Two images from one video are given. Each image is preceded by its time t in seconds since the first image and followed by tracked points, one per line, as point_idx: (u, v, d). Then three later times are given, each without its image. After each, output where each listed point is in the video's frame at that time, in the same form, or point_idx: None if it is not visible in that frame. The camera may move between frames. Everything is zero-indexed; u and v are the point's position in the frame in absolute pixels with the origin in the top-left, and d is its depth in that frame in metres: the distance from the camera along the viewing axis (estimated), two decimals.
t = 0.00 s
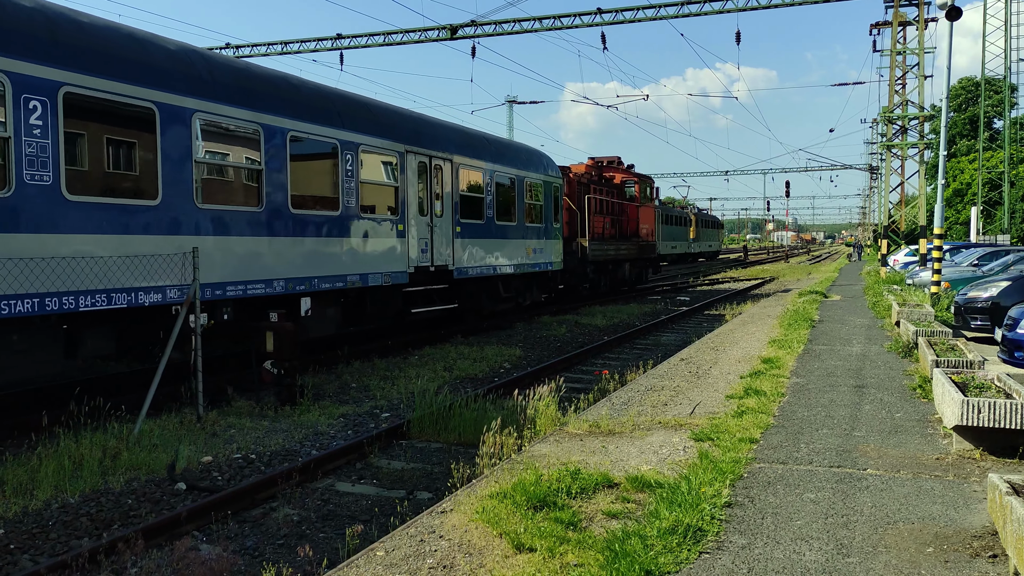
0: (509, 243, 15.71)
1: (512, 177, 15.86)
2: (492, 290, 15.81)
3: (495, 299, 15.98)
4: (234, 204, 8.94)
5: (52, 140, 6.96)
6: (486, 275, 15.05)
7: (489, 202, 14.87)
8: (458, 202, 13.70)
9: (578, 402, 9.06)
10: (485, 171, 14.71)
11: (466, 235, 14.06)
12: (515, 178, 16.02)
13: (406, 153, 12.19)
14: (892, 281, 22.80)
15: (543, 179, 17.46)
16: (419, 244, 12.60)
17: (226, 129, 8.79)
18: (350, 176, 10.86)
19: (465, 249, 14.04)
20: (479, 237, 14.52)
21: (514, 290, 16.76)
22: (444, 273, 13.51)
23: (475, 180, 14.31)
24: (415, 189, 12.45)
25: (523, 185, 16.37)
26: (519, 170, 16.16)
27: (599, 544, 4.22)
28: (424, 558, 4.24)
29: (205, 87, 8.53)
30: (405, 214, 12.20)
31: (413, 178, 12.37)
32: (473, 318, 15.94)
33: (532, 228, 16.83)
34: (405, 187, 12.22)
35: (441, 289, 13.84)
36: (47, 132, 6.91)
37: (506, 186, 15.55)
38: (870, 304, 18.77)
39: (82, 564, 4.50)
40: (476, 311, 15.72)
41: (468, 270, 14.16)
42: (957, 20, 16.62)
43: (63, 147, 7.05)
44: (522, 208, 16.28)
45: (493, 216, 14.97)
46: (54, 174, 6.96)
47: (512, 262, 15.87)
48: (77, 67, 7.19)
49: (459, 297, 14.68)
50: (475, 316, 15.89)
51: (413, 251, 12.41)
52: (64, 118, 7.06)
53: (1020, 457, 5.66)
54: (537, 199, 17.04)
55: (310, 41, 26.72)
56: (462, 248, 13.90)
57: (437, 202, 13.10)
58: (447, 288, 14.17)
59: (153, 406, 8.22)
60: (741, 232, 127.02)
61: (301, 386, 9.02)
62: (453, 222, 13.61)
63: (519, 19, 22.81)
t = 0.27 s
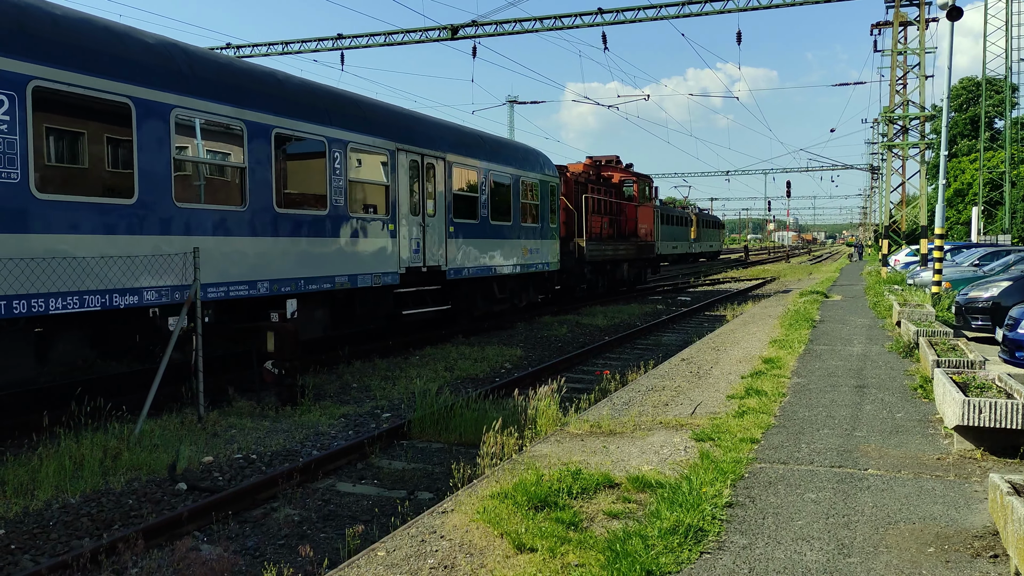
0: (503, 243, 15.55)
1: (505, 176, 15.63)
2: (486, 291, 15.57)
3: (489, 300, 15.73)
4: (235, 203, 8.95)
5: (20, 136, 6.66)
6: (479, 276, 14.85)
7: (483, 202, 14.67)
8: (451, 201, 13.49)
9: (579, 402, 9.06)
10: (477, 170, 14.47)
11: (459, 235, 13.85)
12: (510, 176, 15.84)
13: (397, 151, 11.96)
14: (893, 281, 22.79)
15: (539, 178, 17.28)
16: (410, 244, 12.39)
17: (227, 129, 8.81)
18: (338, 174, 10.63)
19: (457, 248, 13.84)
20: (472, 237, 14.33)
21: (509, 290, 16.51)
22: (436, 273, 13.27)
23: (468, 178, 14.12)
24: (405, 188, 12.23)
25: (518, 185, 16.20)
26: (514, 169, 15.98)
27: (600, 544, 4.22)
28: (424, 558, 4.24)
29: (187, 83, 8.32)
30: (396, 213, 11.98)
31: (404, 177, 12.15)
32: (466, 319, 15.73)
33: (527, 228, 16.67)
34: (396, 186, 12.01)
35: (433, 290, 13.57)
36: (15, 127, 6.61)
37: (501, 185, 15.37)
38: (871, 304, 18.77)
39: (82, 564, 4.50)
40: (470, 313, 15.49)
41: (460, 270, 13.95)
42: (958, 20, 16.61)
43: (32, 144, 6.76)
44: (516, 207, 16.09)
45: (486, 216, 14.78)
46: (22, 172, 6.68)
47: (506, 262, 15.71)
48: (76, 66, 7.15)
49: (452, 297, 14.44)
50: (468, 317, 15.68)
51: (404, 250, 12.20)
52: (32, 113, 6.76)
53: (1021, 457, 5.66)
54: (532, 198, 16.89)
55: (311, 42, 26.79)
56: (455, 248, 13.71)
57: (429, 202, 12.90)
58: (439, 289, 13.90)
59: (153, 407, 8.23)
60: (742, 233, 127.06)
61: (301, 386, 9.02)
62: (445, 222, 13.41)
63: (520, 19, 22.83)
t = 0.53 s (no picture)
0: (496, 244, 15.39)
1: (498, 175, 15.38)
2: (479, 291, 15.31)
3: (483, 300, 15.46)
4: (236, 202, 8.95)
5: None
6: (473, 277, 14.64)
7: (476, 201, 14.46)
8: (442, 201, 13.26)
9: (579, 402, 9.06)
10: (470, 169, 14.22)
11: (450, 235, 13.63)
12: (504, 176, 15.63)
13: (386, 150, 11.70)
14: (893, 281, 22.81)
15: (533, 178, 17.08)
16: (401, 245, 12.16)
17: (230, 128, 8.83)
18: (325, 173, 10.39)
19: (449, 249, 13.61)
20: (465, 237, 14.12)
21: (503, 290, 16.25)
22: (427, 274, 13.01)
23: (461, 178, 13.90)
24: (395, 187, 11.98)
25: (511, 185, 16.00)
26: (508, 168, 15.77)
27: (600, 544, 4.22)
28: (424, 559, 4.24)
29: (172, 79, 8.13)
30: (386, 212, 11.75)
31: (394, 176, 11.92)
32: (460, 322, 15.53)
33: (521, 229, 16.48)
34: (386, 185, 11.78)
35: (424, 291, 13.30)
36: None
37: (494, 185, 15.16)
38: (870, 304, 18.78)
39: (82, 565, 4.50)
40: (464, 315, 15.24)
41: (452, 271, 13.73)
42: (958, 20, 16.62)
43: None
44: (510, 207, 15.89)
45: (479, 215, 14.54)
46: None
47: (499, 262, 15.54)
48: (74, 66, 7.14)
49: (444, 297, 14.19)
50: (462, 319, 15.48)
51: (394, 251, 11.96)
52: None
53: (1021, 457, 5.66)
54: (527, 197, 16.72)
55: (311, 42, 26.82)
56: (447, 248, 13.47)
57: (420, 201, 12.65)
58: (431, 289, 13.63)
59: (153, 407, 8.22)
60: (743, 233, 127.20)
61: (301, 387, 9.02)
62: (436, 221, 13.16)
63: (520, 20, 22.82)
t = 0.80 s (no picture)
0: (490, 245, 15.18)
1: (492, 174, 15.18)
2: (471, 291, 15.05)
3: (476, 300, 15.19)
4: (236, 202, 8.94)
5: None
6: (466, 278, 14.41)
7: (470, 201, 14.23)
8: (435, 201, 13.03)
9: (579, 403, 9.06)
10: (462, 168, 14.01)
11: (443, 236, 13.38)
12: (498, 175, 15.44)
13: (375, 149, 11.46)
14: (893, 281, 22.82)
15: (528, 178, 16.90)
16: (391, 245, 11.93)
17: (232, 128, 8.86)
18: (312, 172, 10.15)
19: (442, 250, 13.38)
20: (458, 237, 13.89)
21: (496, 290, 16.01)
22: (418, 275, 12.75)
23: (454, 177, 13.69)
24: (385, 185, 11.74)
25: (506, 185, 15.81)
26: (502, 168, 15.58)
27: (600, 545, 4.22)
28: (424, 560, 4.23)
29: (160, 79, 8.00)
30: (376, 212, 11.51)
31: (384, 174, 11.68)
32: (452, 324, 15.37)
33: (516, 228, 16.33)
34: (376, 184, 11.54)
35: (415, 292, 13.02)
36: None
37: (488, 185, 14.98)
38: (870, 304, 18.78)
39: (81, 566, 4.50)
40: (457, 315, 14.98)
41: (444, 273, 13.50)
42: (958, 21, 16.63)
43: None
44: (505, 207, 15.68)
45: (472, 215, 14.33)
46: None
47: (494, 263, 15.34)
48: (73, 67, 7.13)
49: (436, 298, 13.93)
50: (454, 321, 15.31)
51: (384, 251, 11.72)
52: None
53: (1021, 458, 5.66)
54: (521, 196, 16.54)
55: (311, 43, 26.88)
56: (439, 248, 13.24)
57: (411, 201, 12.42)
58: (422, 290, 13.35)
59: (153, 408, 8.22)
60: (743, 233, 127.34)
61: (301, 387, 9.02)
62: (428, 221, 12.93)
63: (520, 20, 22.83)
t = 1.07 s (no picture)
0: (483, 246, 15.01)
1: (486, 173, 15.10)
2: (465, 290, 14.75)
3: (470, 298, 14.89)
4: (235, 202, 8.95)
5: None
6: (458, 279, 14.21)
7: (462, 202, 14.05)
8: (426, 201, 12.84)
9: (579, 403, 9.07)
10: (455, 167, 13.86)
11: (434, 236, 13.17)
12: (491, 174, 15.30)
13: (364, 147, 11.26)
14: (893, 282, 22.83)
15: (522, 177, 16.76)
16: (381, 245, 11.73)
17: (233, 128, 8.88)
18: (297, 171, 9.92)
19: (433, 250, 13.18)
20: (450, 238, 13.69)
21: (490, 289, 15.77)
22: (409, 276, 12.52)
23: (445, 176, 13.52)
24: (374, 184, 11.53)
25: (500, 184, 15.66)
26: (496, 166, 15.45)
27: (600, 545, 4.23)
28: (424, 560, 4.23)
29: (157, 78, 7.97)
30: (365, 212, 11.30)
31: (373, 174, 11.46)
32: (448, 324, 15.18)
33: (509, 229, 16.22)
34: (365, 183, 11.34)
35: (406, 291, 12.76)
36: None
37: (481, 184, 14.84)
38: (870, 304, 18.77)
39: (81, 566, 4.49)
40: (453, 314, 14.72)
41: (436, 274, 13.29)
42: (957, 21, 16.63)
43: None
44: (497, 207, 15.51)
45: (465, 215, 14.16)
46: None
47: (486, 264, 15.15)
48: (75, 67, 7.16)
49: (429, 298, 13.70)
50: (449, 321, 15.13)
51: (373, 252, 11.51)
52: None
53: (1021, 458, 5.66)
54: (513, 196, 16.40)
55: (311, 43, 26.94)
56: (430, 249, 13.03)
57: (401, 200, 12.21)
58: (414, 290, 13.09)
59: (153, 408, 8.21)
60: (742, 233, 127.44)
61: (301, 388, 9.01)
62: (419, 222, 12.72)
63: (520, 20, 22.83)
